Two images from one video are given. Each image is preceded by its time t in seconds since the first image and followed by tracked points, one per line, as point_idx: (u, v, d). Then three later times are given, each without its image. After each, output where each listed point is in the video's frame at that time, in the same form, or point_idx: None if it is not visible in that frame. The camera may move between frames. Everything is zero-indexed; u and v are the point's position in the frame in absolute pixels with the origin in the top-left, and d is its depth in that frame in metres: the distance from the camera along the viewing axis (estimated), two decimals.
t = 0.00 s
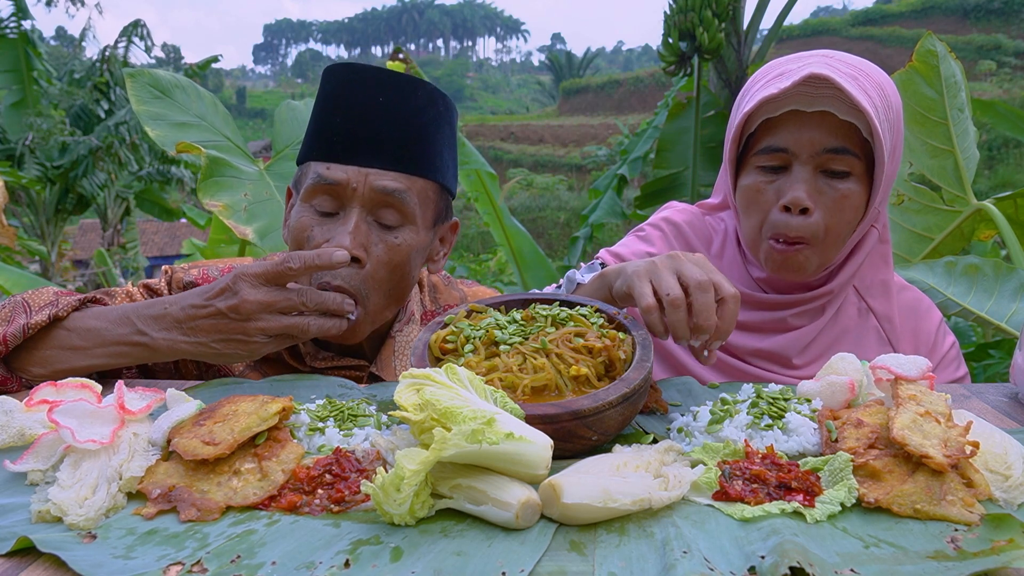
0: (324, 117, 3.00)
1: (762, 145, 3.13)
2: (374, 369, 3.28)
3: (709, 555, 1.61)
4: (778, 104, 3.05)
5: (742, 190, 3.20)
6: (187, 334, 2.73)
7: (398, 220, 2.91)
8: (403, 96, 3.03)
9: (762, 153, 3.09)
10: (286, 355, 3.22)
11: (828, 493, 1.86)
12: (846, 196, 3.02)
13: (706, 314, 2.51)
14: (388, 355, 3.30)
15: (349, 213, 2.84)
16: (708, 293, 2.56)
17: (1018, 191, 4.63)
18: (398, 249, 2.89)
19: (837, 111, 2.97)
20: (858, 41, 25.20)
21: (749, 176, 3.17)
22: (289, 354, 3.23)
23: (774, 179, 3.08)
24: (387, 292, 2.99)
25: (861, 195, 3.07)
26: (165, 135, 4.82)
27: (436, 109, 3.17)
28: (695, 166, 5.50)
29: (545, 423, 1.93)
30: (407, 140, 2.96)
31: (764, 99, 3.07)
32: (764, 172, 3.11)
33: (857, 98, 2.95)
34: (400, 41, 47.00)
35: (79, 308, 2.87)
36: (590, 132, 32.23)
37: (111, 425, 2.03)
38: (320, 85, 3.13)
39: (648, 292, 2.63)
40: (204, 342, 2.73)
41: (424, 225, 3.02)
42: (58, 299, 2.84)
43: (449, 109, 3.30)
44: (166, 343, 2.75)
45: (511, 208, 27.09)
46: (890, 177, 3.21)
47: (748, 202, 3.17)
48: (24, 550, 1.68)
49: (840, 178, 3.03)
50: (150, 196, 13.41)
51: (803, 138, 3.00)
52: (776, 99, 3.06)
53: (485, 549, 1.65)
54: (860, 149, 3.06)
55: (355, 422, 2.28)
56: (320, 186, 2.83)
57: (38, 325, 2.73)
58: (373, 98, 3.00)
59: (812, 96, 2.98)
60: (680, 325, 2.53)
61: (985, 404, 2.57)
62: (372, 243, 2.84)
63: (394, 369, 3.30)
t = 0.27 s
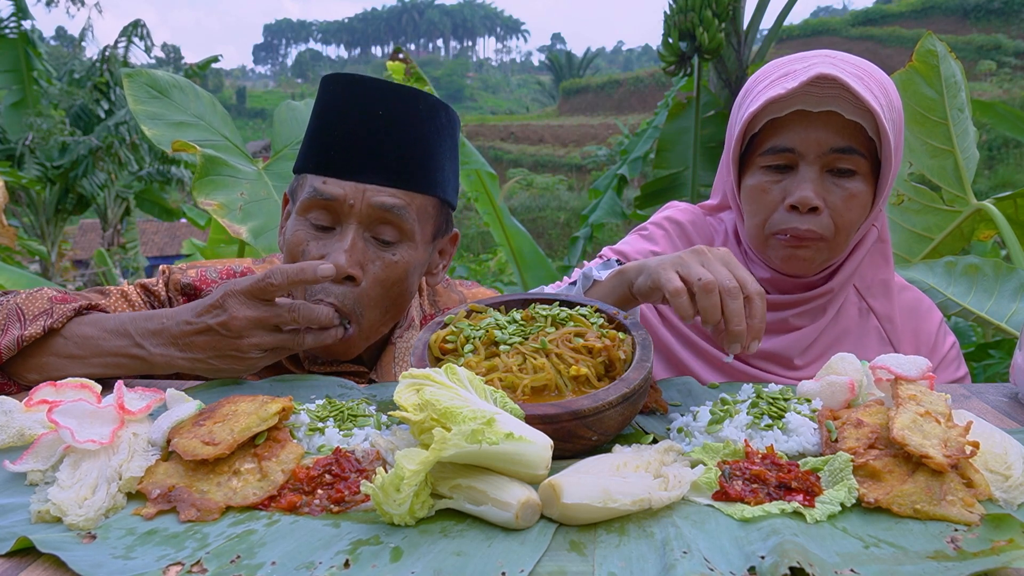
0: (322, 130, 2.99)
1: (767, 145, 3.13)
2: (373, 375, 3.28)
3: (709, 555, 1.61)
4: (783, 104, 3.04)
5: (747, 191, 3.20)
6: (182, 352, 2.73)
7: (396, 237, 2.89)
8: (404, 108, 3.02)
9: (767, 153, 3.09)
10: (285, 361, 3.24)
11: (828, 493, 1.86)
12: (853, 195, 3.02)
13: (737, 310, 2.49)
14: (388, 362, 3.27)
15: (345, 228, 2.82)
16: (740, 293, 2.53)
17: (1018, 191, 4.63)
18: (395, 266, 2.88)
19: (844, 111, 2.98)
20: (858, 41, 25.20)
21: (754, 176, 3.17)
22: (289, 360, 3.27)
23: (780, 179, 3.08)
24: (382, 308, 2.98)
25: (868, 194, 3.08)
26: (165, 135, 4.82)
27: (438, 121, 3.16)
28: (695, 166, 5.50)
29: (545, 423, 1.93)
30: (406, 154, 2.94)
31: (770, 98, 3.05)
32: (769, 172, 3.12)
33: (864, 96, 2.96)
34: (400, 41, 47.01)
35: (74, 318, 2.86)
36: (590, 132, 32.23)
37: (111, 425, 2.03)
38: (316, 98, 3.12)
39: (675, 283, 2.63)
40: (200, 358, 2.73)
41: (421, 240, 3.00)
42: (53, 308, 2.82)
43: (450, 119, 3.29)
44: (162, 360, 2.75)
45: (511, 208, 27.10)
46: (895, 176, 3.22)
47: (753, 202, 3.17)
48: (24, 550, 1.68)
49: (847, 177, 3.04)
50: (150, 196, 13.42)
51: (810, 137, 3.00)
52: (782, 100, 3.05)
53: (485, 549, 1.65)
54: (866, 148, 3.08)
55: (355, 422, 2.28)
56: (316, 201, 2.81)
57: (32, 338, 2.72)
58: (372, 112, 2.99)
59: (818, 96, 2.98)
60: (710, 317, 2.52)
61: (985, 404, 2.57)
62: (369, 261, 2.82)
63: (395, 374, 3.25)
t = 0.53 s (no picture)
0: (331, 146, 2.95)
1: (768, 142, 3.13)
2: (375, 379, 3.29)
3: (709, 555, 1.61)
4: (784, 100, 3.04)
5: (748, 188, 3.19)
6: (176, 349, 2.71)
7: (405, 258, 2.88)
8: (412, 126, 2.96)
9: (769, 150, 3.10)
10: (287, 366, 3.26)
11: (828, 493, 1.86)
12: (854, 190, 3.02)
13: (807, 279, 2.28)
14: (391, 366, 3.28)
15: (354, 250, 2.81)
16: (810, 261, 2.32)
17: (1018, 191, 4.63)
18: (404, 286, 2.89)
19: (844, 106, 2.98)
20: (858, 41, 25.22)
21: (755, 173, 3.17)
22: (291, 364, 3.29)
23: (781, 175, 3.08)
24: (391, 326, 3.00)
25: (869, 189, 3.08)
26: (165, 135, 4.82)
27: (450, 138, 3.11)
28: (695, 166, 5.50)
29: (545, 423, 1.93)
30: (416, 176, 2.92)
31: (772, 94, 3.05)
32: (771, 168, 3.12)
33: (864, 92, 2.96)
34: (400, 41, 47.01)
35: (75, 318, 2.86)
36: (590, 132, 32.24)
37: (111, 425, 2.03)
38: (322, 110, 3.05)
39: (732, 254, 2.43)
40: (188, 354, 2.70)
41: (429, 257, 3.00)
42: (53, 309, 2.82)
43: (461, 131, 3.24)
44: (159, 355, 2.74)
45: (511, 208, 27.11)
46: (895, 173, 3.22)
47: (754, 198, 3.16)
48: (24, 550, 1.68)
49: (847, 172, 3.04)
50: (150, 196, 13.41)
51: (811, 133, 3.01)
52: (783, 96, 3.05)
53: (485, 549, 1.65)
54: (866, 144, 3.08)
55: (355, 422, 2.28)
56: (322, 223, 2.78)
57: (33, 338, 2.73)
58: (383, 133, 2.94)
59: (817, 92, 2.99)
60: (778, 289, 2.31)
61: (985, 404, 2.57)
62: (376, 283, 2.83)
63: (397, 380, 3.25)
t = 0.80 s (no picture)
0: (330, 142, 2.93)
1: (765, 143, 3.13)
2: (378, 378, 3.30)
3: (709, 555, 1.61)
4: (780, 102, 3.03)
5: (748, 189, 3.20)
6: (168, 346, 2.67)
7: (410, 249, 2.88)
8: (406, 116, 2.95)
9: (766, 151, 3.10)
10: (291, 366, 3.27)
11: (828, 493, 1.86)
12: (853, 188, 3.03)
13: (924, 337, 1.98)
14: (393, 365, 3.28)
15: (358, 243, 2.81)
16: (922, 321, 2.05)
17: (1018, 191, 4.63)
18: (411, 275, 2.91)
19: (840, 106, 2.96)
20: (858, 41, 25.23)
21: (754, 174, 3.18)
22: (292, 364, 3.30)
23: (780, 175, 3.09)
24: (403, 315, 3.01)
25: (868, 186, 3.08)
26: (165, 135, 4.82)
27: (446, 125, 3.10)
28: (695, 166, 5.50)
29: (545, 423, 1.93)
30: (416, 170, 2.90)
31: (767, 97, 3.04)
32: (770, 169, 3.12)
33: (858, 91, 2.93)
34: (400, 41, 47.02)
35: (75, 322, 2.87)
36: (590, 132, 32.25)
37: (111, 426, 2.03)
38: (319, 106, 3.06)
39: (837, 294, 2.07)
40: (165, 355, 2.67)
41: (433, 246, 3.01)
42: (56, 313, 2.84)
43: (458, 121, 3.22)
44: (149, 351, 2.71)
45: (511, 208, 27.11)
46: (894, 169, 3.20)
47: (754, 199, 3.17)
48: (24, 550, 1.68)
49: (846, 170, 3.04)
50: (150, 195, 13.42)
51: (807, 133, 3.00)
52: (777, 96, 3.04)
53: (485, 549, 1.65)
54: (864, 141, 3.07)
55: (355, 422, 2.28)
56: (326, 218, 2.78)
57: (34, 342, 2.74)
58: (382, 126, 2.93)
59: (811, 91, 2.97)
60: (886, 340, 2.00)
61: (985, 404, 2.57)
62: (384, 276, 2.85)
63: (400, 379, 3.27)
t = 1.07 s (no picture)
0: (326, 124, 2.97)
1: (773, 141, 3.14)
2: (376, 368, 3.28)
3: (708, 555, 1.61)
4: (788, 99, 3.04)
5: (756, 187, 3.20)
6: (170, 339, 2.70)
7: (407, 225, 2.92)
8: (398, 95, 3.01)
9: (774, 149, 3.10)
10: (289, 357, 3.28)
11: (829, 495, 1.86)
12: (860, 186, 3.02)
13: (930, 354, 1.92)
14: (392, 354, 3.27)
15: (358, 221, 2.84)
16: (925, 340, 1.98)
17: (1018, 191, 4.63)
18: (410, 251, 2.93)
19: (848, 103, 2.98)
20: (858, 41, 25.24)
21: (762, 173, 3.17)
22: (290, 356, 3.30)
23: (787, 173, 3.08)
24: (402, 294, 3.02)
25: (875, 185, 3.08)
26: (165, 135, 4.82)
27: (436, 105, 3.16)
28: (695, 166, 5.50)
29: (546, 423, 1.94)
30: (410, 147, 2.95)
31: (774, 94, 3.06)
32: (777, 167, 3.12)
33: (867, 89, 2.96)
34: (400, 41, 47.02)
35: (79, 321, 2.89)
36: (590, 132, 32.25)
37: (111, 426, 2.03)
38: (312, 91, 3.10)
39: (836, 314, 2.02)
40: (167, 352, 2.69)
41: (430, 224, 3.03)
42: (61, 311, 2.88)
43: (446, 102, 3.29)
44: (153, 343, 2.74)
45: (511, 208, 27.11)
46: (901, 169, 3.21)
47: (762, 197, 3.17)
48: (25, 550, 1.68)
49: (854, 169, 3.04)
50: (150, 196, 13.42)
51: (815, 131, 3.01)
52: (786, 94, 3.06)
53: (485, 549, 1.65)
54: (871, 140, 3.08)
55: (355, 422, 2.29)
56: (326, 197, 2.82)
57: (39, 340, 2.75)
58: (373, 104, 2.99)
59: (820, 89, 2.99)
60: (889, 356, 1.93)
61: (985, 404, 2.58)
62: (383, 251, 2.86)
63: (397, 369, 3.27)
